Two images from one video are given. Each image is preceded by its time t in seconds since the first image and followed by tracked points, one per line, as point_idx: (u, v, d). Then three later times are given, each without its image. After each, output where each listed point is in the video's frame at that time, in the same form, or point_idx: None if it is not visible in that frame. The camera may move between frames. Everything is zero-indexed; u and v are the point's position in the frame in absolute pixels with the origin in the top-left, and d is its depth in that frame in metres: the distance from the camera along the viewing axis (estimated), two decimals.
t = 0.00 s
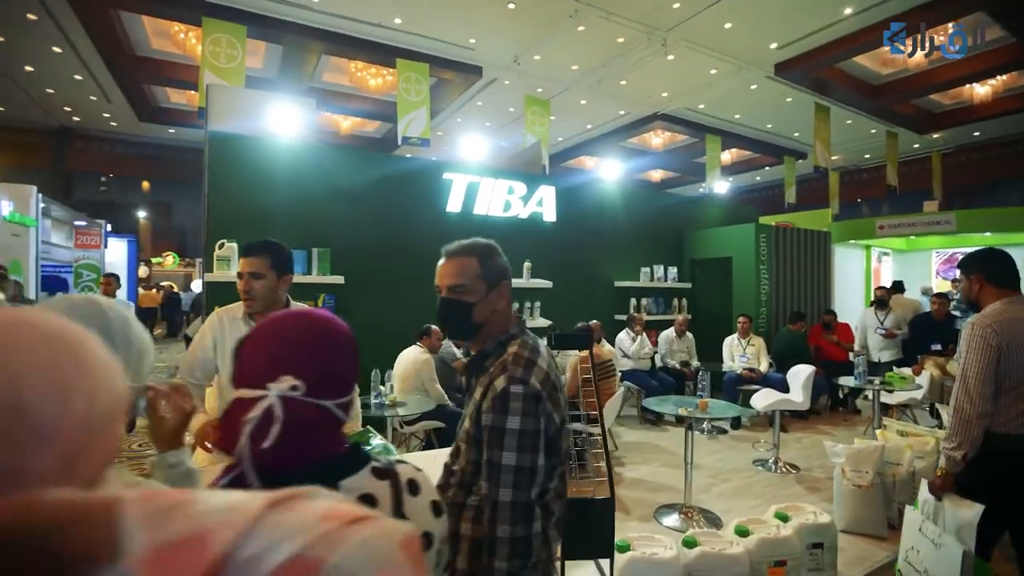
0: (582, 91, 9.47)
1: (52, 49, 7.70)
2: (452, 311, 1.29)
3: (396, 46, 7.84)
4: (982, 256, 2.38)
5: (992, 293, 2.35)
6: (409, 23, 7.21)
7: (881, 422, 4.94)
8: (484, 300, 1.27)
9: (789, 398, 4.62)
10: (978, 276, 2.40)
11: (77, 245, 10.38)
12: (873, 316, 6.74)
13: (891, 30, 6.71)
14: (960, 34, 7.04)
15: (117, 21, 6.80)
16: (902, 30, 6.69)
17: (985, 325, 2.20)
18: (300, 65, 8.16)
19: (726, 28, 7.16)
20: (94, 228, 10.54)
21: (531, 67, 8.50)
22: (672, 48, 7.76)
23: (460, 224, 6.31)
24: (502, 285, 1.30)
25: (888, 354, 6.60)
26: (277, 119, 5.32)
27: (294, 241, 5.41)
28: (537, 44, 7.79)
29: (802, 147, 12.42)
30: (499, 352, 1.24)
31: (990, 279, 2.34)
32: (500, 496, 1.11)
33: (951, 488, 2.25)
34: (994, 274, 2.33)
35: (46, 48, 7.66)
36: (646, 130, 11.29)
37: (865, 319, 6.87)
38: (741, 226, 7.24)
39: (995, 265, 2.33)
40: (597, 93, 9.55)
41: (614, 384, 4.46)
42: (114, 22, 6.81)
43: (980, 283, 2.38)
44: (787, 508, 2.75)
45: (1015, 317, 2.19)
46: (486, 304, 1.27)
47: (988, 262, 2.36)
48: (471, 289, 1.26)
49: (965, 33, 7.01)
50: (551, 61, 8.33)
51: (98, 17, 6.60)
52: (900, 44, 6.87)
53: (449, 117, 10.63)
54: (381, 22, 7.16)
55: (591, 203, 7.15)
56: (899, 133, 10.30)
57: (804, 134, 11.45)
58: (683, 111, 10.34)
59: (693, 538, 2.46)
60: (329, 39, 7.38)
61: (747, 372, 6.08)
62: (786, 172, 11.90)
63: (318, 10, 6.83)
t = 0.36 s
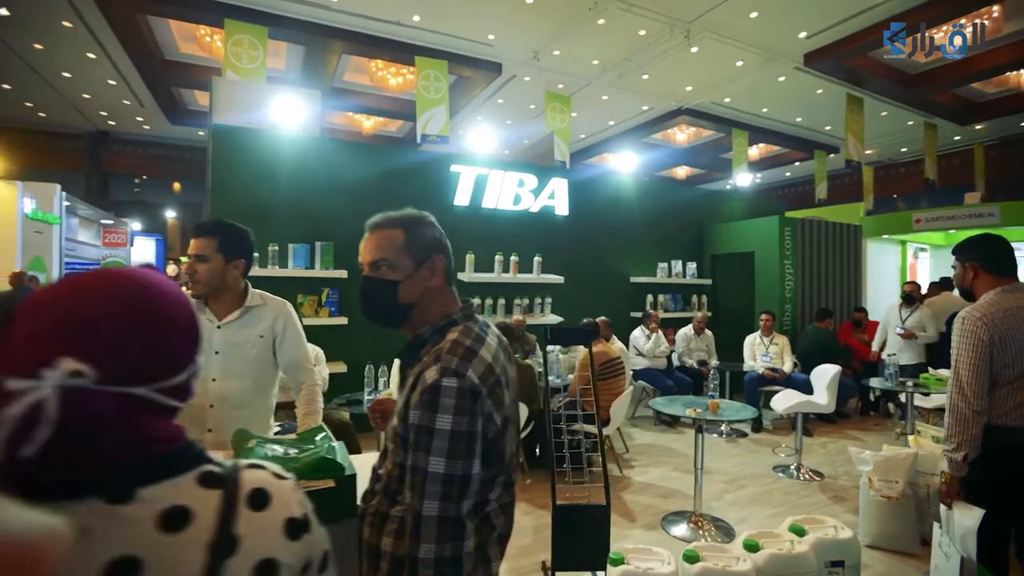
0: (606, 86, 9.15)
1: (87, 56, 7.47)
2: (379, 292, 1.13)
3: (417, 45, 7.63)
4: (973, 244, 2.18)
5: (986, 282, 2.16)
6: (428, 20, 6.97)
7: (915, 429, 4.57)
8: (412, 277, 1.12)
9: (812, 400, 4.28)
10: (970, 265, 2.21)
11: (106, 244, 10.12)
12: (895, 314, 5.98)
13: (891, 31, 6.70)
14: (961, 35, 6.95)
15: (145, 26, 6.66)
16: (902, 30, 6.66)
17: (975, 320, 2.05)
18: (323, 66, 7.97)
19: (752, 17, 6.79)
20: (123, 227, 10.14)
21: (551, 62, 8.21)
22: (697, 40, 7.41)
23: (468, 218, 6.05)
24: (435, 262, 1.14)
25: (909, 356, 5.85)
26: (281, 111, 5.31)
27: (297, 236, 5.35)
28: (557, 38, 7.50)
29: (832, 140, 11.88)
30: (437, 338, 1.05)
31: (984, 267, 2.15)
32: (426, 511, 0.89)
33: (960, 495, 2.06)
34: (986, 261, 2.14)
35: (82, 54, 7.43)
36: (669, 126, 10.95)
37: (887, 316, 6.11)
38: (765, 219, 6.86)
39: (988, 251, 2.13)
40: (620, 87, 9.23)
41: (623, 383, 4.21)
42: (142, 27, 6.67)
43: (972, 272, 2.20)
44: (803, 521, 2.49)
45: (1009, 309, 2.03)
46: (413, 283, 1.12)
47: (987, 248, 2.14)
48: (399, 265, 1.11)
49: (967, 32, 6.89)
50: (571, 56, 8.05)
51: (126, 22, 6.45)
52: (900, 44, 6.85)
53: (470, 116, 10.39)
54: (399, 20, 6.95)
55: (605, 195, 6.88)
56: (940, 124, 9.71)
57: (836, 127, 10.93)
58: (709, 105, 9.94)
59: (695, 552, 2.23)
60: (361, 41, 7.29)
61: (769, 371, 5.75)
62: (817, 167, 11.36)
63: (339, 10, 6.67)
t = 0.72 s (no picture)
0: (634, 81, 8.81)
1: (129, 64, 7.23)
2: (296, 278, 1.03)
3: (445, 45, 7.37)
4: (1006, 230, 1.91)
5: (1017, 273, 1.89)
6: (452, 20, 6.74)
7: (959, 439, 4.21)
8: (332, 261, 1.02)
9: (842, 406, 3.97)
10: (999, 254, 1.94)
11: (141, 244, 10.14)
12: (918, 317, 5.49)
13: (890, 31, 6.73)
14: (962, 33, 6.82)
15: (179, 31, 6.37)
16: (902, 31, 6.69)
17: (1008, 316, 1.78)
18: (351, 70, 7.84)
19: (784, 6, 6.42)
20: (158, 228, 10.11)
21: (577, 59, 7.93)
22: (727, 31, 7.04)
23: (483, 215, 5.90)
24: (362, 246, 1.03)
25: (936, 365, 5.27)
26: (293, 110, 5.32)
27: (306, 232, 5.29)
28: (581, 33, 7.20)
29: (874, 133, 11.25)
30: (351, 330, 0.98)
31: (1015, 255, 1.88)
32: (316, 526, 0.83)
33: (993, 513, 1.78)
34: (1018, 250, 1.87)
35: (123, 62, 7.18)
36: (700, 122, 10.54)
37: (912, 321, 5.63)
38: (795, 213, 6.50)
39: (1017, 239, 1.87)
40: (647, 82, 8.89)
41: (636, 385, 3.97)
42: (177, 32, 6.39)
43: (1002, 262, 1.93)
44: (824, 541, 2.25)
45: None
46: (333, 269, 1.02)
47: (1017, 235, 1.88)
48: (320, 248, 1.01)
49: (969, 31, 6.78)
50: (598, 52, 7.75)
51: (165, 33, 6.34)
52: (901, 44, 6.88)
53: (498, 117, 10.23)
54: (421, 20, 6.71)
55: (624, 187, 6.64)
56: (992, 113, 9.06)
57: (877, 119, 10.35)
58: (740, 99, 9.54)
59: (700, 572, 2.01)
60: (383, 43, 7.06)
61: (798, 374, 5.43)
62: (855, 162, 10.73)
63: (360, 12, 6.50)
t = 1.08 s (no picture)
0: (673, 74, 8.40)
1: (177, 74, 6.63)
2: (195, 257, 0.89)
3: (478, 42, 6.89)
4: None
5: None
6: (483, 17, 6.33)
7: None
8: (235, 237, 0.88)
9: (888, 414, 3.61)
10: None
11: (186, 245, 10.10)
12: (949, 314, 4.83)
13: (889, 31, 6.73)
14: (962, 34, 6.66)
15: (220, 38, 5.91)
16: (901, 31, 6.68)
17: None
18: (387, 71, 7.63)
19: None
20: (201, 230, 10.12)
21: (612, 53, 7.60)
22: (769, 19, 6.62)
23: (505, 210, 5.72)
24: (272, 219, 0.89)
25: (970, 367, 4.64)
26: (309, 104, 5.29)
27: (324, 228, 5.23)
28: (615, 26, 6.86)
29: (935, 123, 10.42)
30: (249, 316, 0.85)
31: None
32: (174, 548, 0.71)
33: None
34: None
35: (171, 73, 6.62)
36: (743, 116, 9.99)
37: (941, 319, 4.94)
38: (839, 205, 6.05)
39: None
40: (684, 76, 8.47)
41: (659, 387, 3.69)
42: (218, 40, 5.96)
43: None
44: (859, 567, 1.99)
45: None
46: (238, 247, 0.88)
47: None
48: (221, 222, 0.87)
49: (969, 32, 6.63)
50: (632, 46, 7.43)
51: (203, 42, 5.97)
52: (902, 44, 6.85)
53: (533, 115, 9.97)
54: (452, 19, 6.24)
55: (654, 180, 6.35)
56: None
57: (936, 108, 9.62)
58: (786, 91, 9.00)
59: None
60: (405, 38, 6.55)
61: (841, 379, 5.03)
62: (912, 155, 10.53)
63: (390, 21, 6.19)
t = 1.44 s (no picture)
0: (695, 67, 8.22)
1: (202, 74, 7.37)
2: None
3: (492, 38, 7.11)
4: None
5: None
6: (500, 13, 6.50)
7: None
8: None
9: (919, 422, 3.29)
10: None
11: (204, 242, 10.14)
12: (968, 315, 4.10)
13: (890, 32, 6.84)
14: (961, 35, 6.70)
15: (241, 38, 6.47)
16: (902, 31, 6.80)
17: None
18: (406, 68, 7.69)
19: None
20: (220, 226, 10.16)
21: (632, 47, 7.48)
22: (797, 7, 6.42)
23: (509, 205, 5.48)
24: (17, 191, 0.73)
25: (989, 376, 3.92)
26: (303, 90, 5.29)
27: (323, 222, 5.11)
28: (635, 18, 6.75)
29: (976, 115, 9.84)
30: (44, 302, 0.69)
31: None
32: None
33: None
34: None
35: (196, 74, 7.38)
36: (770, 109, 9.64)
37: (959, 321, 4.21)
38: (867, 196, 5.63)
39: None
40: (708, 69, 8.27)
41: (662, 391, 3.42)
42: (239, 40, 6.52)
43: None
44: None
45: None
46: (6, 232, 0.74)
47: None
48: None
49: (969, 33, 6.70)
50: (653, 40, 7.31)
51: (229, 40, 6.50)
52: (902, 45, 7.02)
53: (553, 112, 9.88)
54: (471, 15, 6.51)
55: (666, 174, 6.05)
56: None
57: (978, 99, 9.07)
58: (816, 83, 8.63)
59: None
60: (427, 37, 6.87)
61: (868, 384, 4.68)
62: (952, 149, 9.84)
63: (405, 9, 6.36)
